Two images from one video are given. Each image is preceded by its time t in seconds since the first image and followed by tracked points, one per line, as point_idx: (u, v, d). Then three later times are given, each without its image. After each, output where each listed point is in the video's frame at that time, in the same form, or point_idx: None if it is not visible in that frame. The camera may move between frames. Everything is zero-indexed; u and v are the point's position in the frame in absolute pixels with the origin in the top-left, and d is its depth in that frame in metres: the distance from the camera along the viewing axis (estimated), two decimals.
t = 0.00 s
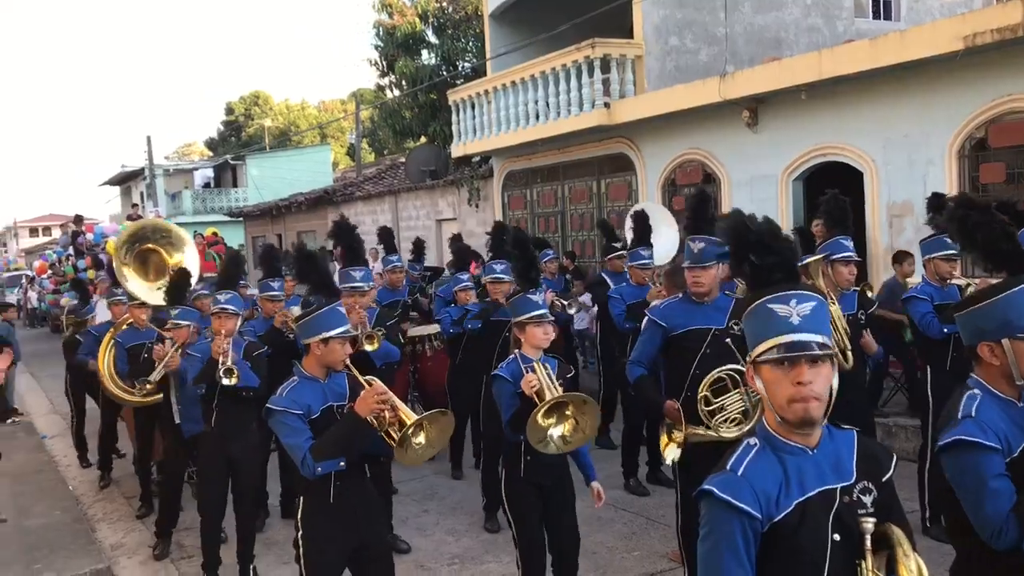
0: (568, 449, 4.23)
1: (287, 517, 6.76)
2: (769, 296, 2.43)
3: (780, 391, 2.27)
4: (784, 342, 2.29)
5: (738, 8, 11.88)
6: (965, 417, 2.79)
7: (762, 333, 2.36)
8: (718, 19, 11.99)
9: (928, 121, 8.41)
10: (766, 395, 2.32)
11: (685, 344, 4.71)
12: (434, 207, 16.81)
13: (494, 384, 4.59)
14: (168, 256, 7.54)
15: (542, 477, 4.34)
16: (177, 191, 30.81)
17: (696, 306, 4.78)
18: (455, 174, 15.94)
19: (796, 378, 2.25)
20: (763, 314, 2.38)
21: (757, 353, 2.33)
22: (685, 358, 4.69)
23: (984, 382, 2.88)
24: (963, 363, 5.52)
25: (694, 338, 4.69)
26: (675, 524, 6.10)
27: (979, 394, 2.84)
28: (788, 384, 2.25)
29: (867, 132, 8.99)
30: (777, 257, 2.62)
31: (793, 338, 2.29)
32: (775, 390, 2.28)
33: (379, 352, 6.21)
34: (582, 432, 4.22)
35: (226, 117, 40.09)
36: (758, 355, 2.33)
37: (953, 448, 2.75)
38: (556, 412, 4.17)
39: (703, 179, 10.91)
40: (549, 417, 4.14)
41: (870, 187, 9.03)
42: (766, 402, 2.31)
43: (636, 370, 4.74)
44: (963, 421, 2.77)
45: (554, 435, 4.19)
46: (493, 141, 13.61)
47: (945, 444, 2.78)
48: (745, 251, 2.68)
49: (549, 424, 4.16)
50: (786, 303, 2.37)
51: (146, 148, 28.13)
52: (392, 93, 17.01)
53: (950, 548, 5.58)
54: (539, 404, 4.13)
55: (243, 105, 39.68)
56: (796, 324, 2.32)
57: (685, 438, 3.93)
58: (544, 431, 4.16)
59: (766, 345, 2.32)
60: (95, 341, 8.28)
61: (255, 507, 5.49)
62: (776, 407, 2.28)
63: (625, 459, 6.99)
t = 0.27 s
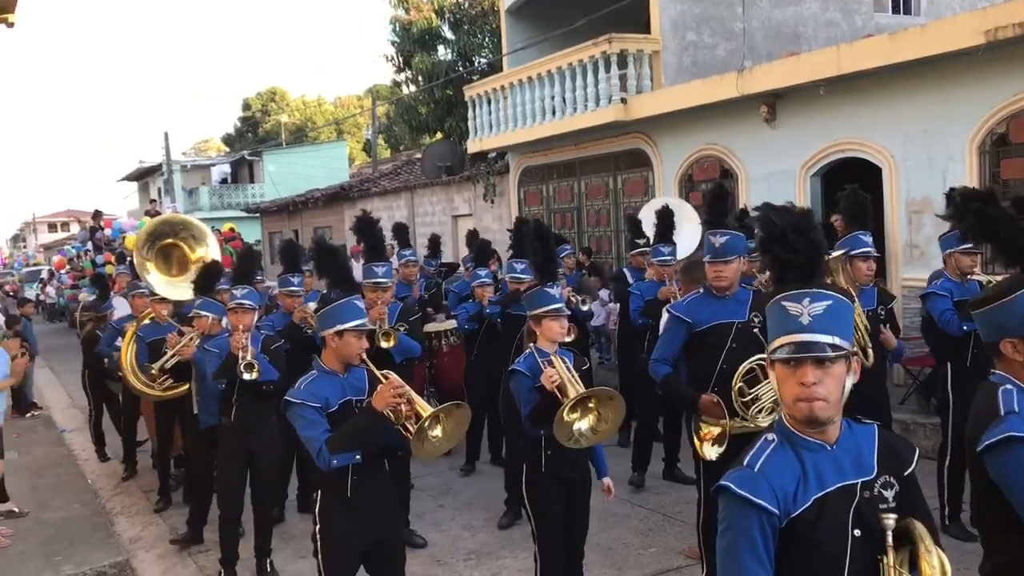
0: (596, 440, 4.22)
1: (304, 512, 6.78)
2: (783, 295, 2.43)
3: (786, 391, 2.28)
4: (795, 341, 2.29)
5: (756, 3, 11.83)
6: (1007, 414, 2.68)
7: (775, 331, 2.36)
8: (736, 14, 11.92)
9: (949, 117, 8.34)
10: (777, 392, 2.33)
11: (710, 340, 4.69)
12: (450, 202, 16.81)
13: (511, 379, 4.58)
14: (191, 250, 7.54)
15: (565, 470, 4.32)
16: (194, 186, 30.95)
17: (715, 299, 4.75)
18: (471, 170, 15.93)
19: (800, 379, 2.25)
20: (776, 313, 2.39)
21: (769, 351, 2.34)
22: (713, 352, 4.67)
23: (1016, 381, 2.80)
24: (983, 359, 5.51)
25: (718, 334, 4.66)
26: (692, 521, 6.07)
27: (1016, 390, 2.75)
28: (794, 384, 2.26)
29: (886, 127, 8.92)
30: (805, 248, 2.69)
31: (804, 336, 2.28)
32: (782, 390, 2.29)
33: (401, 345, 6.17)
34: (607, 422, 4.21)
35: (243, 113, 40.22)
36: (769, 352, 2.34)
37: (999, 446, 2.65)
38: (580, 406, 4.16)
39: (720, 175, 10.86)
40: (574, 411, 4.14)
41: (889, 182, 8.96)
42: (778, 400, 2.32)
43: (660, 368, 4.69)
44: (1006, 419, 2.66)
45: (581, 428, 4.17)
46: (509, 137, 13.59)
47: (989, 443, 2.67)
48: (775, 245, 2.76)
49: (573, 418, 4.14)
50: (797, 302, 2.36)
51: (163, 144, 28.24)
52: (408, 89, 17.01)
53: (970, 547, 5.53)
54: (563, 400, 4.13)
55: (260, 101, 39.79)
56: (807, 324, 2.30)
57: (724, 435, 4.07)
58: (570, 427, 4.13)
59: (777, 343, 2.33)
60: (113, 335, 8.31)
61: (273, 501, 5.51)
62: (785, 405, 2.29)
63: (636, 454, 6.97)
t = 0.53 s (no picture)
0: (602, 440, 4.20)
1: (311, 508, 6.79)
2: (815, 286, 2.39)
3: (819, 384, 2.24)
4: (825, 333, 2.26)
5: None
6: (1005, 404, 2.76)
7: (807, 322, 2.32)
8: (744, 10, 11.89)
9: (957, 112, 8.30)
10: (804, 386, 2.29)
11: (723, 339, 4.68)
12: (456, 199, 16.82)
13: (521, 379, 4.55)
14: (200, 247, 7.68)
15: (578, 467, 4.31)
16: (201, 183, 31.02)
17: (726, 297, 4.74)
18: (478, 166, 15.92)
19: (835, 371, 2.22)
20: (807, 305, 2.35)
21: (800, 343, 2.30)
22: (725, 347, 4.66)
23: None
24: (993, 356, 5.48)
25: (733, 331, 4.65)
26: (700, 517, 6.07)
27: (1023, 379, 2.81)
28: (827, 377, 2.22)
29: (894, 123, 8.89)
30: (837, 245, 2.59)
31: (835, 330, 2.26)
32: (814, 383, 2.25)
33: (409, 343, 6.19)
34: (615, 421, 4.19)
35: (249, 109, 40.26)
36: (799, 345, 2.30)
37: (997, 433, 2.74)
38: (587, 406, 4.16)
39: (728, 170, 10.84)
40: (581, 411, 4.15)
41: (897, 178, 8.93)
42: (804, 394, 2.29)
43: (673, 367, 4.71)
44: (1005, 408, 2.74)
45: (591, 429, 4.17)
46: (516, 133, 13.59)
47: (988, 429, 2.76)
48: (804, 242, 2.65)
49: (581, 419, 4.15)
50: (829, 295, 2.33)
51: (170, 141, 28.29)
52: (415, 85, 17.00)
53: (979, 544, 5.52)
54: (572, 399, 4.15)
55: (267, 98, 39.84)
56: (840, 316, 2.28)
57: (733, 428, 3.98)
58: (578, 426, 4.14)
59: (808, 334, 2.29)
60: (121, 332, 8.34)
61: (281, 497, 5.52)
62: (814, 399, 2.25)
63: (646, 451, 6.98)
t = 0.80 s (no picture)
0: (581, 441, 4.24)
1: (307, 506, 6.81)
2: (806, 280, 2.40)
3: (817, 376, 2.24)
4: (816, 325, 2.27)
5: None
6: (988, 391, 2.84)
7: (797, 318, 2.32)
8: (738, 8, 11.91)
9: (949, 110, 8.34)
10: (798, 379, 2.29)
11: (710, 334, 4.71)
12: (451, 197, 16.83)
13: (515, 373, 4.62)
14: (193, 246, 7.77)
15: (569, 464, 4.33)
16: (196, 181, 31.00)
17: (715, 293, 4.76)
18: (472, 164, 15.94)
19: (833, 363, 2.23)
20: (796, 299, 2.35)
21: (791, 338, 2.31)
22: (710, 343, 4.69)
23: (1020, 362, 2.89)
24: (985, 353, 5.51)
25: (717, 328, 4.68)
26: (693, 514, 6.09)
27: (1011, 370, 2.88)
28: (825, 368, 2.23)
29: (887, 121, 8.92)
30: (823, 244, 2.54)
31: (829, 321, 2.27)
32: (812, 375, 2.25)
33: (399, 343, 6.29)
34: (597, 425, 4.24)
35: (245, 108, 40.21)
36: (794, 338, 2.30)
37: (977, 420, 2.82)
38: (571, 402, 4.22)
39: (722, 168, 10.87)
40: (564, 405, 4.20)
41: (890, 175, 8.96)
42: (798, 387, 2.29)
43: (661, 359, 4.78)
44: (986, 396, 2.82)
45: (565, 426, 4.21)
46: (511, 131, 13.60)
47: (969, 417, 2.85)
48: (794, 241, 2.56)
49: (563, 413, 4.21)
50: (820, 289, 2.35)
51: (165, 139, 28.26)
52: (409, 84, 17.00)
53: (971, 539, 5.55)
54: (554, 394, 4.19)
55: (262, 96, 39.80)
56: (834, 308, 2.30)
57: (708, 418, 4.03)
58: (558, 422, 4.19)
59: (798, 330, 2.29)
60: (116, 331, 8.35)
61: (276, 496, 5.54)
62: (810, 393, 2.25)
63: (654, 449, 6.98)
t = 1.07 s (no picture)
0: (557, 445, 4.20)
1: (292, 505, 6.80)
2: (777, 280, 2.37)
3: (800, 375, 2.24)
4: (797, 324, 2.26)
5: None
6: (974, 390, 2.86)
7: (773, 318, 2.30)
8: (723, 7, 11.95)
9: (932, 109, 8.40)
10: (777, 378, 2.29)
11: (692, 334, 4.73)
12: (437, 195, 16.82)
13: (498, 373, 4.61)
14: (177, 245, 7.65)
15: (548, 462, 4.35)
16: (181, 180, 30.86)
17: (697, 292, 4.79)
18: (459, 163, 15.93)
19: (817, 361, 2.24)
20: (773, 299, 2.33)
21: (769, 339, 2.29)
22: (692, 342, 4.72)
23: (997, 360, 2.95)
24: (965, 350, 5.53)
25: (699, 326, 4.72)
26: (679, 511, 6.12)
27: (991, 369, 2.92)
28: (810, 367, 2.24)
29: (871, 119, 8.97)
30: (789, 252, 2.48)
31: (810, 320, 2.27)
32: (795, 374, 2.25)
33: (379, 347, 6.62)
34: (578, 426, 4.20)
35: (230, 106, 40.03)
36: (772, 338, 2.29)
37: (966, 419, 2.82)
38: (551, 404, 4.22)
39: (707, 167, 10.90)
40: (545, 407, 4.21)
41: (874, 174, 9.01)
42: (778, 386, 2.28)
43: (638, 358, 4.73)
44: (972, 395, 2.84)
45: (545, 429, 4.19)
46: (497, 129, 13.60)
47: (958, 416, 2.85)
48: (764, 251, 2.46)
49: (544, 413, 4.21)
50: (795, 287, 2.34)
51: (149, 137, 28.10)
52: (395, 82, 16.96)
53: (953, 535, 5.60)
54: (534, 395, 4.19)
55: (247, 94, 39.63)
56: (811, 307, 2.32)
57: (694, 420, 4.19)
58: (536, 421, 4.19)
59: (777, 330, 2.28)
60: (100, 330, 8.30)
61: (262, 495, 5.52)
62: (792, 393, 2.25)
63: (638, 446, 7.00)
